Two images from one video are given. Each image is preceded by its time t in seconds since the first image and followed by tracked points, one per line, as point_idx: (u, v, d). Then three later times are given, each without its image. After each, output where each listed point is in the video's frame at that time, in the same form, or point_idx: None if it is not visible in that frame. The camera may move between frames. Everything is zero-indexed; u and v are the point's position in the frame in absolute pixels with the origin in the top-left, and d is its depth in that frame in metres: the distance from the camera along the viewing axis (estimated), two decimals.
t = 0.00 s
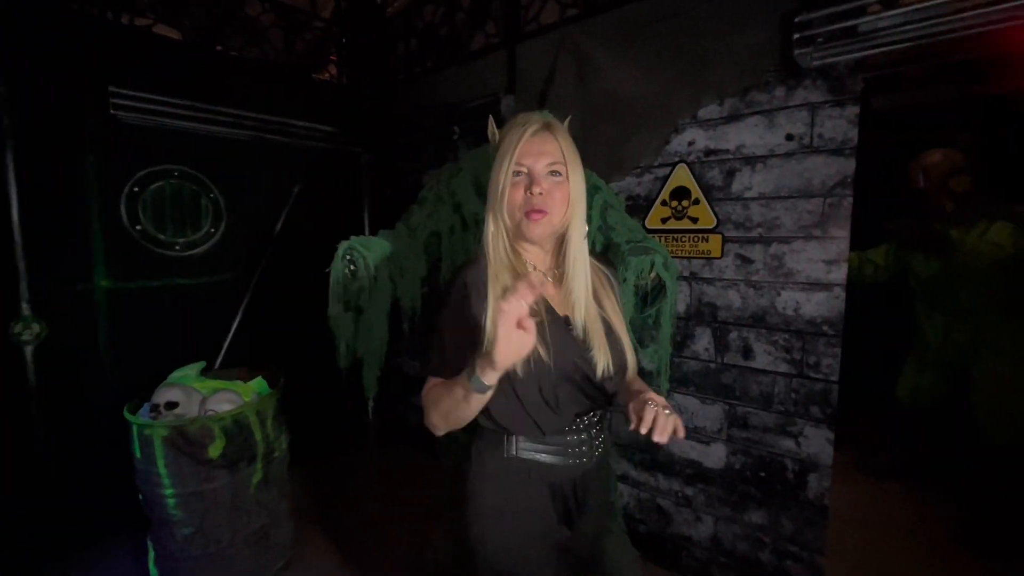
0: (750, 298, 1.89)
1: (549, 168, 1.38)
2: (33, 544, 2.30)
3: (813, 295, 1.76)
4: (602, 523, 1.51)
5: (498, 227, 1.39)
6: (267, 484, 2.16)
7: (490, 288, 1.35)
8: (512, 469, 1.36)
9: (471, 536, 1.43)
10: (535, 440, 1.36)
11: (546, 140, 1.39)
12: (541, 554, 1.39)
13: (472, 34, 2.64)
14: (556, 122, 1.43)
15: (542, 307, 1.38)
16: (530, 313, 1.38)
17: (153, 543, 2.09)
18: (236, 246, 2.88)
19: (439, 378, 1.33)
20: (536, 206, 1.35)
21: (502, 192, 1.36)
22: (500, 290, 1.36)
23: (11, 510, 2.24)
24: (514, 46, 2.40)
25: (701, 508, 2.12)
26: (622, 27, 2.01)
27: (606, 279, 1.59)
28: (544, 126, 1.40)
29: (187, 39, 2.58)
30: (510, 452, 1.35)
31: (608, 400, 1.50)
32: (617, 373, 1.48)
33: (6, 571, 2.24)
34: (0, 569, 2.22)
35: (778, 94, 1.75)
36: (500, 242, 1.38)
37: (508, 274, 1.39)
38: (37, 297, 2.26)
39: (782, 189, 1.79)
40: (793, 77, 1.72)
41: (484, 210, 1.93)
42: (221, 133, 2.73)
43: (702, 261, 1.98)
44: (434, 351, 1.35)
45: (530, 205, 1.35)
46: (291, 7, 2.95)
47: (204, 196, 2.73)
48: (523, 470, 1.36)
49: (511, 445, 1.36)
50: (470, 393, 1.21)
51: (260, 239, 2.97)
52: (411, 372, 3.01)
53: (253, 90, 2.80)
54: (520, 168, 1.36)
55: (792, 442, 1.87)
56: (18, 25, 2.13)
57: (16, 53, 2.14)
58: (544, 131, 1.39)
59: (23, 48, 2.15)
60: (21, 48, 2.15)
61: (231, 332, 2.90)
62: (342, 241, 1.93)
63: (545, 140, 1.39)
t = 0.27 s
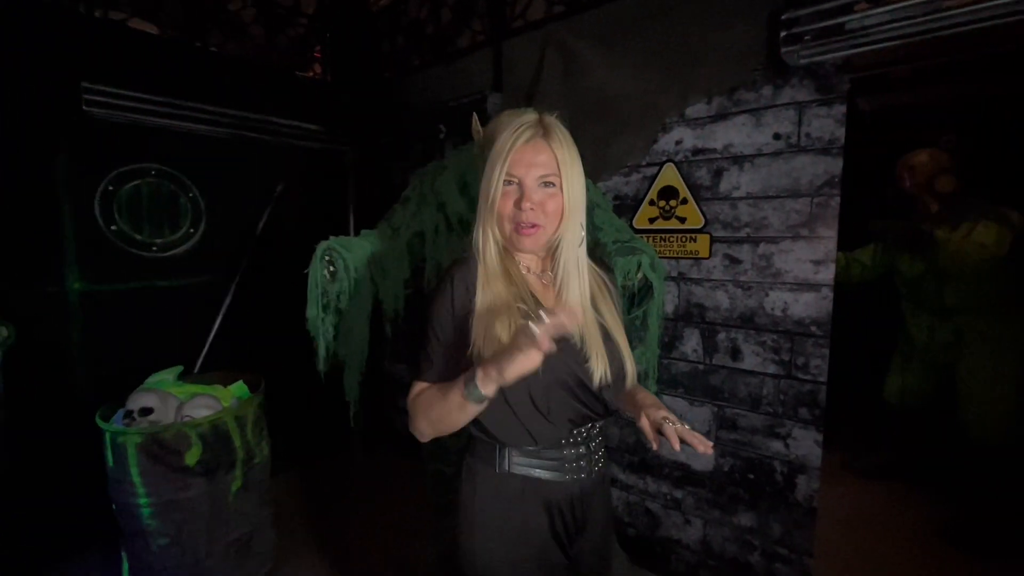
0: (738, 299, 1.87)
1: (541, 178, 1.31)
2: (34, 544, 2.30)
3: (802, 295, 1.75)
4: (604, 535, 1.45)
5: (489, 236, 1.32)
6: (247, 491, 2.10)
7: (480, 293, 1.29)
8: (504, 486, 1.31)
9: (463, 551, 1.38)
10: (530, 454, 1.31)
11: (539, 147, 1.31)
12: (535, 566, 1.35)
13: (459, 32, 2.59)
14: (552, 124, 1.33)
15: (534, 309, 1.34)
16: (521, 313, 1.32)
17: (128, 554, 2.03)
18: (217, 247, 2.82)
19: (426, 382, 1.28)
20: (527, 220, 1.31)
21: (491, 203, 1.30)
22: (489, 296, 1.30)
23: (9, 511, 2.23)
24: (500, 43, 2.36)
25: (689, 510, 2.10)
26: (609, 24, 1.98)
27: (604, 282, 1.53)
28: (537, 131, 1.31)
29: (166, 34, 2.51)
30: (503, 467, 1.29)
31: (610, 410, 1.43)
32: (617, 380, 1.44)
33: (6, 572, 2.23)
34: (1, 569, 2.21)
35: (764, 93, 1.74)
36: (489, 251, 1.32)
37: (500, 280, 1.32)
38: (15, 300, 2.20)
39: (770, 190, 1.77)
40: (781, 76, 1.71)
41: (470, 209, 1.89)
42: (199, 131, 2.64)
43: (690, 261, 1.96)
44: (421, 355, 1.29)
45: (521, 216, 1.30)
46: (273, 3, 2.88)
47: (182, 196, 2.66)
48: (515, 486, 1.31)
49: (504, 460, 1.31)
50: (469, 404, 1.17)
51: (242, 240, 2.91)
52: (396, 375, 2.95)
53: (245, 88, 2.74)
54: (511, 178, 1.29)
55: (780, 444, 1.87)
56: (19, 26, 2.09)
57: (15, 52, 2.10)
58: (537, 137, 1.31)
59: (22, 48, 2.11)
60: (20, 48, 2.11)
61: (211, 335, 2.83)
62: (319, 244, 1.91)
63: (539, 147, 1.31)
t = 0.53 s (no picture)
0: (730, 300, 1.86)
1: (547, 180, 1.24)
2: (37, 543, 2.31)
3: (794, 296, 1.73)
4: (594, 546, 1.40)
5: (493, 241, 1.24)
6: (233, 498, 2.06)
7: (485, 301, 1.21)
8: (498, 495, 1.27)
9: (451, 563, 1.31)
10: (524, 464, 1.25)
11: (544, 147, 1.23)
12: None
13: (449, 31, 2.57)
14: (558, 122, 1.25)
15: (541, 315, 1.27)
16: (528, 321, 1.26)
17: (110, 563, 1.98)
18: (205, 249, 2.78)
19: (422, 395, 1.17)
20: (534, 225, 1.24)
21: (494, 207, 1.23)
22: (495, 304, 1.21)
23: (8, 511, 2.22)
24: (490, 42, 2.34)
25: (682, 513, 2.08)
26: (601, 22, 1.96)
27: (607, 284, 1.48)
28: (542, 129, 1.24)
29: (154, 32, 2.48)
30: (497, 476, 1.24)
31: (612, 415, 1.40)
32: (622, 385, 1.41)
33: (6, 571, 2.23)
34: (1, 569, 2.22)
35: (756, 93, 1.74)
36: (493, 257, 1.24)
37: (507, 288, 1.24)
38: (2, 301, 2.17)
39: (761, 190, 1.75)
40: (772, 75, 1.70)
41: (459, 211, 1.91)
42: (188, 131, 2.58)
43: (682, 262, 1.95)
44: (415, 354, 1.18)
45: (525, 221, 1.24)
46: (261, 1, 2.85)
47: (167, 196, 2.61)
48: (510, 496, 1.27)
49: (497, 470, 1.25)
50: (503, 454, 1.15)
51: (230, 242, 2.87)
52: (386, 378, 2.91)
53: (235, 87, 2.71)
54: (515, 180, 1.22)
55: (773, 446, 1.84)
56: (19, 26, 2.10)
57: (15, 52, 2.11)
58: (542, 136, 1.24)
59: (22, 48, 2.11)
60: (20, 48, 2.11)
61: (198, 339, 2.79)
62: (304, 245, 1.88)
63: (543, 147, 1.23)
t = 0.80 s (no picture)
0: (721, 301, 1.85)
1: (554, 177, 1.22)
2: (44, 541, 2.31)
3: (784, 298, 1.72)
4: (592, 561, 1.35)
5: (498, 240, 1.22)
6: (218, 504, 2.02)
7: (486, 305, 1.19)
8: (495, 496, 1.25)
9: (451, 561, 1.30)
10: (523, 466, 1.24)
11: (552, 145, 1.22)
12: None
13: (439, 31, 2.55)
14: (566, 121, 1.25)
15: (541, 319, 1.25)
16: (528, 326, 1.24)
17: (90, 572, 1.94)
18: (190, 251, 2.73)
19: (423, 399, 1.17)
20: (540, 223, 1.23)
21: (500, 204, 1.21)
22: (495, 308, 1.20)
23: (9, 510, 2.22)
24: (480, 42, 2.32)
25: (674, 516, 2.07)
26: (592, 22, 1.94)
27: (616, 289, 1.44)
28: (551, 127, 1.23)
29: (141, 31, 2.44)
30: (493, 478, 1.23)
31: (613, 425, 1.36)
32: (627, 393, 1.37)
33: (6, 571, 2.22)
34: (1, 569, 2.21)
35: (746, 94, 1.71)
36: (496, 256, 1.22)
37: (509, 288, 1.22)
38: None
39: (751, 191, 1.74)
40: (761, 76, 1.68)
41: (447, 212, 1.91)
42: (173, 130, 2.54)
43: (673, 264, 1.94)
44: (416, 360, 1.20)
45: (531, 218, 1.22)
46: None
47: (152, 197, 2.56)
48: (506, 497, 1.25)
49: (496, 471, 1.24)
50: (500, 457, 1.13)
51: (216, 244, 2.82)
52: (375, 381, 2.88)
53: (223, 86, 2.67)
54: (522, 177, 1.21)
55: (764, 448, 1.84)
56: (19, 26, 2.11)
57: (15, 53, 2.12)
58: (550, 135, 1.23)
59: (21, 48, 2.12)
60: (20, 49, 2.13)
61: (183, 342, 2.74)
62: (289, 246, 1.89)
63: (551, 144, 1.23)
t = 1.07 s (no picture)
0: (707, 302, 1.85)
1: (554, 179, 1.23)
2: (24, 544, 2.25)
3: (770, 298, 1.74)
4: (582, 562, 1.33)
5: (500, 242, 1.26)
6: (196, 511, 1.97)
7: (489, 307, 1.24)
8: (505, 487, 1.26)
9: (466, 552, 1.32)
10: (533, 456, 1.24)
11: (551, 148, 1.23)
12: None
13: (425, 29, 2.52)
14: (564, 124, 1.26)
15: (544, 319, 1.26)
16: (530, 326, 1.26)
17: None
18: (170, 252, 2.68)
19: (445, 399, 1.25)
20: (540, 224, 1.24)
21: (502, 207, 1.24)
22: (498, 309, 1.24)
23: None
24: (466, 40, 2.30)
25: (660, 517, 2.06)
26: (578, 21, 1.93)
27: (624, 287, 1.41)
28: (549, 131, 1.24)
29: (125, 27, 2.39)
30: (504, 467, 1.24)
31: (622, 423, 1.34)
32: (635, 391, 1.34)
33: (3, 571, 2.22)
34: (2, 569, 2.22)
35: (731, 94, 1.73)
36: (499, 258, 1.26)
37: (510, 288, 1.26)
38: None
39: (737, 192, 1.75)
40: (745, 77, 1.70)
41: (432, 212, 1.95)
42: (147, 131, 2.51)
43: (659, 264, 1.93)
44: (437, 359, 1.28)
45: (533, 221, 1.24)
46: None
47: (130, 197, 2.50)
48: (515, 488, 1.25)
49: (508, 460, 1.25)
50: (461, 445, 1.18)
51: (196, 244, 2.77)
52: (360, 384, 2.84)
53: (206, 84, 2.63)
54: (522, 181, 1.23)
55: (750, 449, 1.84)
56: (20, 27, 2.09)
57: (15, 53, 2.09)
58: (550, 138, 1.24)
59: (21, 48, 2.10)
60: (20, 49, 2.10)
61: (163, 345, 2.68)
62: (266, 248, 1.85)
63: (550, 148, 1.23)
